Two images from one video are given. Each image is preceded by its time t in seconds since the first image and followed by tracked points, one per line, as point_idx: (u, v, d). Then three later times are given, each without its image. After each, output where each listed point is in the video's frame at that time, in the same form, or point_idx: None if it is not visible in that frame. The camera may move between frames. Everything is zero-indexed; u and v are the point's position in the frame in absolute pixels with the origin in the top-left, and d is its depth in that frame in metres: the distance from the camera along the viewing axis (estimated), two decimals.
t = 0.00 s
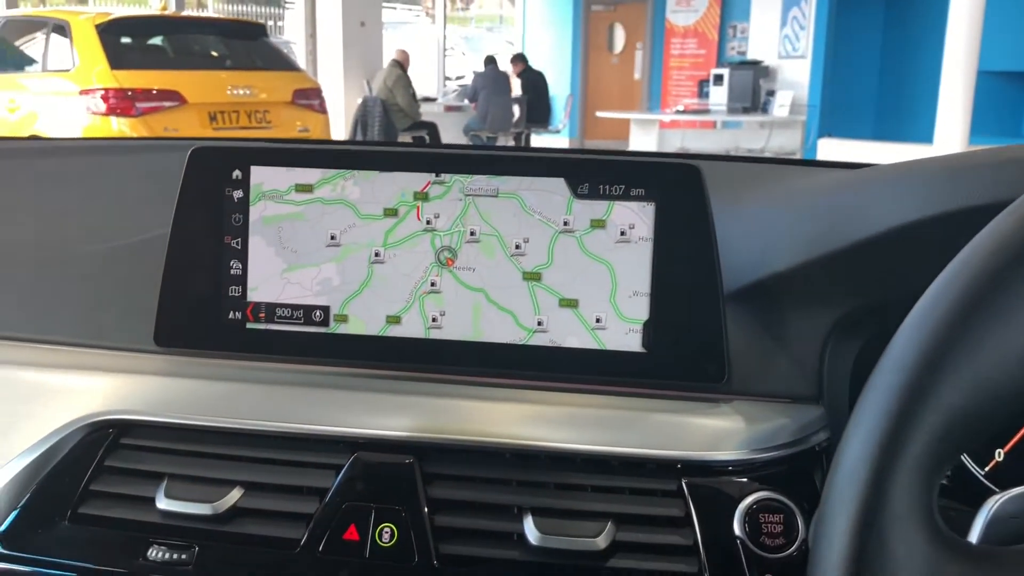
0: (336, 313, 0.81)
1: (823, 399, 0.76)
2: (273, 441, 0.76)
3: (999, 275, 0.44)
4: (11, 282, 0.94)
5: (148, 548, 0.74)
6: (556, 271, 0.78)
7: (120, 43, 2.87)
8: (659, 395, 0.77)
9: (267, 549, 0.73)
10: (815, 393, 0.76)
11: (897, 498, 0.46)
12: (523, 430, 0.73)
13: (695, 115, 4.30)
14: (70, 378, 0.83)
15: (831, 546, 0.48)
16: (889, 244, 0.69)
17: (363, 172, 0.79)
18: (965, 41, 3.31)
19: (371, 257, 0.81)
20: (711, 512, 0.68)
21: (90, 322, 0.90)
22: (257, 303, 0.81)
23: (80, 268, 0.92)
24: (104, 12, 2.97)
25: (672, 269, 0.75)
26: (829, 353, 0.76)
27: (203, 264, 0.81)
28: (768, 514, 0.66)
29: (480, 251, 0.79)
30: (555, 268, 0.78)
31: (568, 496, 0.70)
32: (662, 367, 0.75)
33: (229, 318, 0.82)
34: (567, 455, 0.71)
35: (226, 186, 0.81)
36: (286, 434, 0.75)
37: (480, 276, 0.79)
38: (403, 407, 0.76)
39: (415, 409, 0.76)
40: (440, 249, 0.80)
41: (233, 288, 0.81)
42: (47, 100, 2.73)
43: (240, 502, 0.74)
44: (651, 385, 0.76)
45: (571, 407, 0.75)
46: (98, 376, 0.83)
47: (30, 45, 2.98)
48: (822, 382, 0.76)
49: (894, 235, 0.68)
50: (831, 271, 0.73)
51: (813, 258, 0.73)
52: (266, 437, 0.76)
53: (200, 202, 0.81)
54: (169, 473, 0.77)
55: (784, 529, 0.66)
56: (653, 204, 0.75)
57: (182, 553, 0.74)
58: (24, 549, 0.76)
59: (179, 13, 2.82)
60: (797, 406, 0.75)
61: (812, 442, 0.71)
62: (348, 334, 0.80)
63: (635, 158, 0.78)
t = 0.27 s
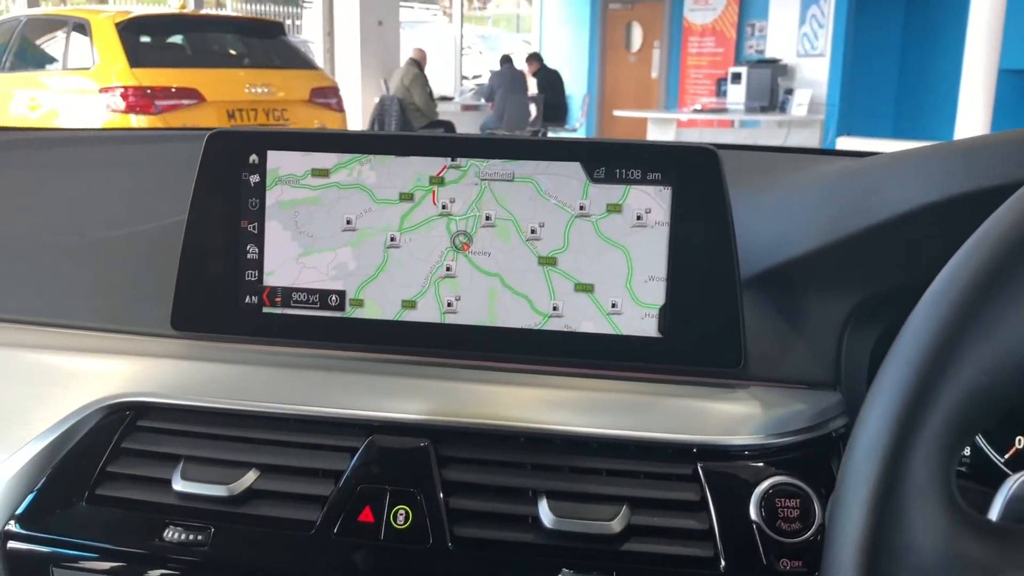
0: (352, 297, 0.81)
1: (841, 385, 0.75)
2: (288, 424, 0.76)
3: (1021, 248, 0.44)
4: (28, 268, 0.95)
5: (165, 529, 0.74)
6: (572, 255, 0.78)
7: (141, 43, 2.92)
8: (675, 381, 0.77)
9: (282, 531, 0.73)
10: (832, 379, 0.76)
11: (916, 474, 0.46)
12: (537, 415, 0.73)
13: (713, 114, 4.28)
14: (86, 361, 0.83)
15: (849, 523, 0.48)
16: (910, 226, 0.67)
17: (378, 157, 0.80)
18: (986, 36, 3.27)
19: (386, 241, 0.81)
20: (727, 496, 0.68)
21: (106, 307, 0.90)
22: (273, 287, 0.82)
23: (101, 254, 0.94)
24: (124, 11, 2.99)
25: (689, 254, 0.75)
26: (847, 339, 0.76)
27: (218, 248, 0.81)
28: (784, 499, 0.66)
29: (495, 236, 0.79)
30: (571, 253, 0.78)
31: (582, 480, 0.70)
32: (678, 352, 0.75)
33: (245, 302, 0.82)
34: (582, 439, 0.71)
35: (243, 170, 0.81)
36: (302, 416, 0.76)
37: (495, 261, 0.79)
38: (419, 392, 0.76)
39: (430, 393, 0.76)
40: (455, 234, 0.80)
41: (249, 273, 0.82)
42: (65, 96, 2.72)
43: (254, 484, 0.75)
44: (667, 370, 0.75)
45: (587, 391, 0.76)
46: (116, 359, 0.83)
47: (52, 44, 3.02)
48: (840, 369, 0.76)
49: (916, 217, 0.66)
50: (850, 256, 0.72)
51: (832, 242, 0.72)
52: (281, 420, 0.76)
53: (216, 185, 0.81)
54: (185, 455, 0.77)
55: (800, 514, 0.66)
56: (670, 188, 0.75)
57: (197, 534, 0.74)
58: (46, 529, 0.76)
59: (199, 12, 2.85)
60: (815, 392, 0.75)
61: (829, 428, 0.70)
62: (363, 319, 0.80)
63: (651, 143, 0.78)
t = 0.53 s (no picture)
0: (364, 283, 0.81)
1: (857, 371, 0.74)
2: (300, 409, 0.76)
3: None
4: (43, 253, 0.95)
5: (176, 512, 0.75)
6: (585, 241, 0.78)
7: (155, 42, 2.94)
8: (689, 368, 0.76)
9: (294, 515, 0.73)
10: (847, 365, 0.75)
11: (932, 454, 0.47)
12: (549, 400, 0.72)
13: (725, 113, 4.26)
14: (99, 346, 0.83)
15: (866, 502, 0.49)
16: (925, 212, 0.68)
17: (391, 141, 0.80)
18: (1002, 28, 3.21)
19: (399, 227, 0.81)
20: (740, 482, 0.67)
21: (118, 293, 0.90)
22: (286, 273, 0.82)
23: (115, 241, 0.94)
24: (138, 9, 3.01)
25: (703, 239, 0.74)
26: (862, 328, 0.75)
27: (233, 234, 0.82)
28: (800, 484, 0.65)
29: (508, 221, 0.79)
30: (585, 238, 0.78)
31: (595, 465, 0.70)
32: (691, 338, 0.74)
33: (258, 288, 0.82)
34: (595, 424, 0.71)
35: (257, 155, 0.81)
36: (314, 401, 0.75)
37: (507, 246, 0.79)
38: (431, 377, 0.76)
39: (441, 378, 0.76)
40: (468, 219, 0.80)
41: (262, 258, 0.82)
42: (82, 97, 2.83)
43: (266, 468, 0.74)
44: (680, 355, 0.75)
45: (600, 375, 0.75)
46: (132, 344, 0.83)
47: (68, 42, 3.05)
48: (855, 355, 0.75)
49: (924, 205, 0.68)
50: (862, 242, 0.73)
51: (846, 229, 0.73)
52: (291, 405, 0.76)
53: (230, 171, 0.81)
54: (197, 439, 0.76)
55: (815, 500, 0.65)
56: (684, 173, 0.74)
57: (210, 518, 0.74)
58: (60, 513, 0.76)
59: (212, 9, 2.86)
60: (831, 378, 0.74)
61: (844, 415, 0.70)
62: (375, 304, 0.80)
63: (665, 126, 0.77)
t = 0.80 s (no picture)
0: (375, 275, 0.81)
1: (869, 364, 0.74)
2: (311, 400, 0.76)
3: None
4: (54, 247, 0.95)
5: (187, 503, 0.75)
6: (597, 232, 0.77)
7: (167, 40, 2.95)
8: (700, 360, 0.76)
9: (304, 506, 0.72)
10: (860, 357, 0.74)
11: (946, 446, 0.49)
12: (561, 391, 0.72)
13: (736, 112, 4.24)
14: (111, 338, 0.83)
15: (881, 491, 0.51)
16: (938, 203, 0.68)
17: (401, 133, 0.80)
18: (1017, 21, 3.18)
19: (410, 219, 0.81)
20: (752, 474, 0.67)
21: (130, 285, 0.91)
22: (297, 265, 0.82)
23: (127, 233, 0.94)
24: (149, 8, 3.02)
25: (715, 231, 0.74)
26: (875, 320, 0.75)
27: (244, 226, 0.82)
28: (812, 477, 0.65)
29: (519, 213, 0.79)
30: (596, 230, 0.77)
31: (606, 457, 0.70)
32: (703, 330, 0.74)
33: (269, 280, 0.82)
34: (606, 416, 0.70)
35: (267, 147, 0.81)
36: (325, 392, 0.75)
37: (518, 238, 0.79)
38: (442, 368, 0.75)
39: (452, 370, 0.75)
40: (479, 211, 0.80)
41: (273, 250, 0.82)
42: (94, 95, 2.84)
43: (277, 459, 0.74)
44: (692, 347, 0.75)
45: (611, 367, 0.75)
46: (143, 336, 0.83)
47: (81, 40, 3.07)
48: (868, 347, 0.74)
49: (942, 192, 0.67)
50: (875, 233, 0.72)
51: (859, 219, 0.72)
52: (301, 396, 0.76)
53: (241, 163, 0.81)
54: (207, 430, 0.76)
55: (828, 493, 0.64)
56: (696, 164, 0.74)
57: (220, 508, 0.74)
58: (71, 504, 0.77)
59: (223, 8, 2.87)
60: (844, 370, 0.73)
61: (856, 407, 0.69)
62: (385, 296, 0.80)
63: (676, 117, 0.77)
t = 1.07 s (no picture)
0: (381, 267, 0.81)
1: (878, 356, 0.73)
2: (317, 392, 0.75)
3: None
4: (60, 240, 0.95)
5: (193, 495, 0.75)
6: (604, 225, 0.77)
7: (174, 36, 2.95)
8: (706, 353, 0.76)
9: (310, 498, 0.72)
10: (868, 350, 0.73)
11: (958, 437, 0.49)
12: (567, 384, 0.72)
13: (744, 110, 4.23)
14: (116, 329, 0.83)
15: (891, 483, 0.51)
16: (947, 196, 0.68)
17: (407, 125, 0.80)
18: None
19: (416, 211, 0.81)
20: (759, 468, 0.67)
21: (136, 278, 0.91)
22: (303, 257, 0.82)
23: (134, 226, 0.94)
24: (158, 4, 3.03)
25: (723, 223, 0.74)
26: (884, 312, 0.74)
27: (251, 218, 0.82)
28: (819, 470, 0.64)
29: (525, 205, 0.79)
30: (603, 222, 0.77)
31: (613, 450, 0.69)
32: (710, 322, 0.74)
33: (275, 272, 0.82)
34: (612, 409, 0.70)
35: (274, 139, 0.81)
36: (331, 383, 0.75)
37: (525, 230, 0.79)
38: (447, 361, 0.75)
39: (458, 362, 0.75)
40: (485, 203, 0.79)
41: (279, 242, 0.82)
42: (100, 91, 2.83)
43: (284, 451, 0.74)
44: (698, 340, 0.74)
45: (618, 360, 0.75)
46: (148, 328, 0.83)
47: (88, 37, 3.08)
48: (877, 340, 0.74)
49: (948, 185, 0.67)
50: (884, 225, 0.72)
51: (868, 212, 0.72)
52: (307, 388, 0.76)
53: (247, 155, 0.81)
54: (213, 422, 0.76)
55: (835, 486, 0.64)
56: (704, 156, 0.74)
57: (226, 500, 0.74)
58: (77, 495, 0.77)
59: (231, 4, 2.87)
60: (852, 363, 0.73)
61: (864, 401, 0.69)
62: (392, 288, 0.80)
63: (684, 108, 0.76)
